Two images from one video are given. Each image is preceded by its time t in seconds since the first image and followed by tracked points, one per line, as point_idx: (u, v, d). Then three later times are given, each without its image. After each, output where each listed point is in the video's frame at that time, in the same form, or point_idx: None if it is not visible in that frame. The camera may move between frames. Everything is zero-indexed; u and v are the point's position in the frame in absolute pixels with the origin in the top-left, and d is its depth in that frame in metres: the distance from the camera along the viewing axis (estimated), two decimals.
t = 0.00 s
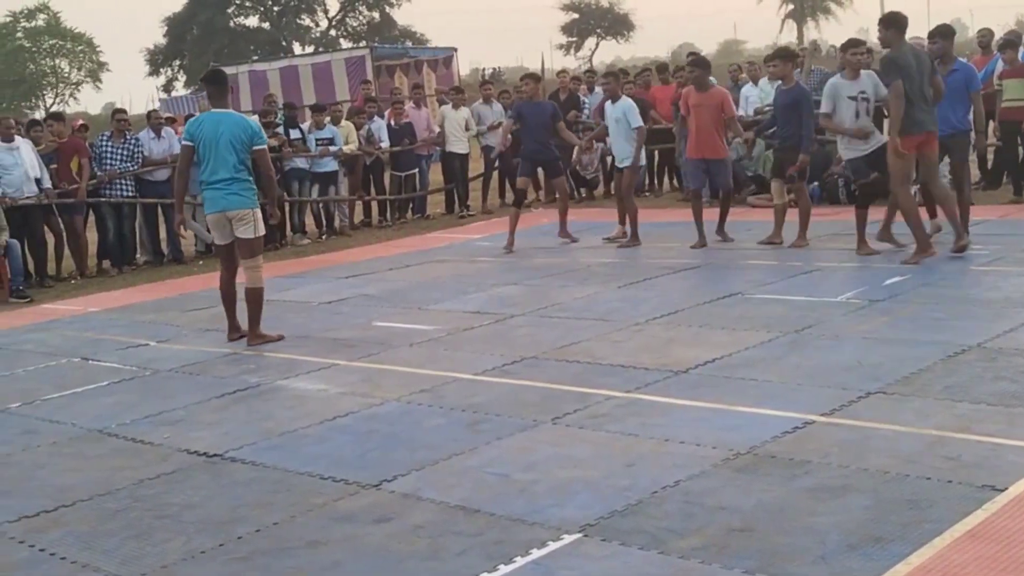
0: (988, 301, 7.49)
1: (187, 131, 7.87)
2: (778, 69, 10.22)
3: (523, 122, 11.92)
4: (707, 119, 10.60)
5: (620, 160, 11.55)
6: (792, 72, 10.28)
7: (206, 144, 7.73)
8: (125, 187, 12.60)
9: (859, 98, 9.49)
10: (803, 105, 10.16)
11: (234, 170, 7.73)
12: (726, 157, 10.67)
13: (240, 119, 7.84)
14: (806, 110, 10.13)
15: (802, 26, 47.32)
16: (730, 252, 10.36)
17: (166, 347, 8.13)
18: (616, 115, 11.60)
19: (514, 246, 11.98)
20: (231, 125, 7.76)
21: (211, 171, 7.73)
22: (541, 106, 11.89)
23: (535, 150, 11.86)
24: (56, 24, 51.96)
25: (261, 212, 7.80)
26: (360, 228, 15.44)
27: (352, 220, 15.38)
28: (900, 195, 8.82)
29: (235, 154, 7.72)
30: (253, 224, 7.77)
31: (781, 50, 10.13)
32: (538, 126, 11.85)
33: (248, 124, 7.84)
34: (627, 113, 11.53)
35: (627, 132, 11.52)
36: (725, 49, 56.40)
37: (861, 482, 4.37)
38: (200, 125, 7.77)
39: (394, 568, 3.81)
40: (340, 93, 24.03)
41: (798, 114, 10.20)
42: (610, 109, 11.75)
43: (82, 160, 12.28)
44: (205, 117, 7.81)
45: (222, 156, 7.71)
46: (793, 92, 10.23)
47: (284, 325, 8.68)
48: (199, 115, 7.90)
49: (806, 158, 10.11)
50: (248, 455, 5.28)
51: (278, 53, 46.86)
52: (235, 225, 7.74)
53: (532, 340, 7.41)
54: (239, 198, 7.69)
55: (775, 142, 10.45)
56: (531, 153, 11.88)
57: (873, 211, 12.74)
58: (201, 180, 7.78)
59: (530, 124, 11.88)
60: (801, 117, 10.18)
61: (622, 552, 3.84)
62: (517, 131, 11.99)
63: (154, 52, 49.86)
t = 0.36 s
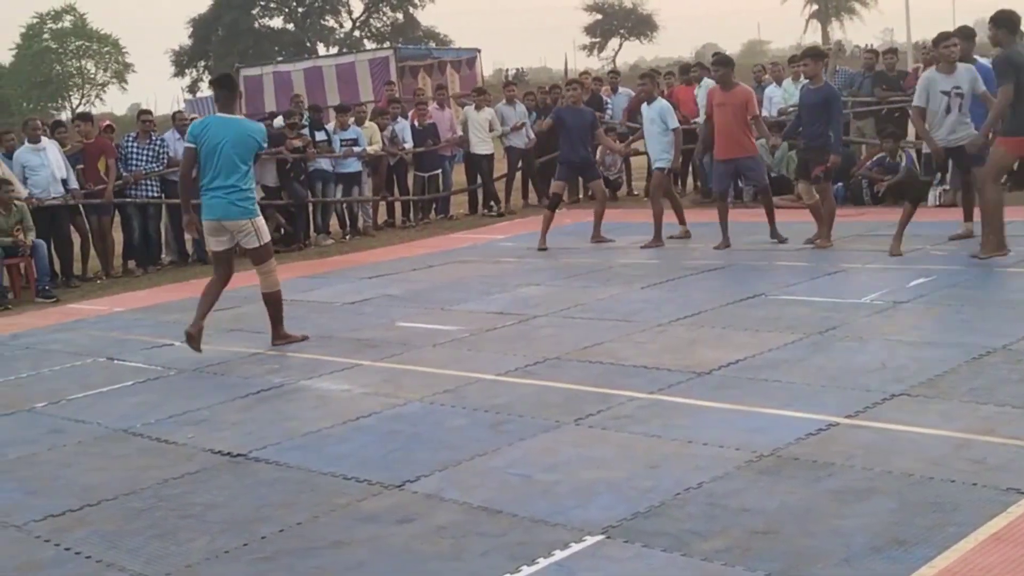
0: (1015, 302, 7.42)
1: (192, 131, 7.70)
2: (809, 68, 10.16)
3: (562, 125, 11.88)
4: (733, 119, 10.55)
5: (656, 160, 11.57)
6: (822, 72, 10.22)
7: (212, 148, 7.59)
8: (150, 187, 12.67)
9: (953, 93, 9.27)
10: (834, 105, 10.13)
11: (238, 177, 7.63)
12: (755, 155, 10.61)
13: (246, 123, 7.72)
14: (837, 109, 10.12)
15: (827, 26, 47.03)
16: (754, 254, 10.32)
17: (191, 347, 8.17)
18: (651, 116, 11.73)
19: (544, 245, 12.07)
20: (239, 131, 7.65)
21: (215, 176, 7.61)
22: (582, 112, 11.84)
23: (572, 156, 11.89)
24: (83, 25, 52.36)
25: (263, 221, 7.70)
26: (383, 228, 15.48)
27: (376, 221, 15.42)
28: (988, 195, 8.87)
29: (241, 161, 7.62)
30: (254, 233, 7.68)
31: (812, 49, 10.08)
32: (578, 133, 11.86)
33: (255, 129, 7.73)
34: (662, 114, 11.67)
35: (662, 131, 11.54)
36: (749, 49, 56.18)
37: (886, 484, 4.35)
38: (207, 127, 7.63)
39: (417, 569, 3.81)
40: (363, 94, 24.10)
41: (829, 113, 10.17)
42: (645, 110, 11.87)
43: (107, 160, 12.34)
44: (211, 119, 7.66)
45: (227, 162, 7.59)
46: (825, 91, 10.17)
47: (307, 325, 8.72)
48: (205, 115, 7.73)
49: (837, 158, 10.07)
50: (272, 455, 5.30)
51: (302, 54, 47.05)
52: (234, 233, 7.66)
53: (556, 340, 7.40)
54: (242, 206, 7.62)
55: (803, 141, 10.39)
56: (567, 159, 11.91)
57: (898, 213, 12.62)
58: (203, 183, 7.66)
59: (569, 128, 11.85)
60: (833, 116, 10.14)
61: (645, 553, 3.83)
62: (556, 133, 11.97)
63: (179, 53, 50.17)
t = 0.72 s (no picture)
0: None
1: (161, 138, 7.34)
2: (841, 69, 10.09)
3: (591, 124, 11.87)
4: (791, 119, 10.50)
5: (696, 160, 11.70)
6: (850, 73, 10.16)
7: (186, 156, 7.26)
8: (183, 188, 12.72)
9: None
10: (862, 106, 10.05)
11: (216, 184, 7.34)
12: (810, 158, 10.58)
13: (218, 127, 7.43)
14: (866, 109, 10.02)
15: (859, 28, 46.66)
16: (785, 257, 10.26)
17: (222, 348, 8.23)
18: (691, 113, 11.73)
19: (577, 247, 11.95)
20: (212, 135, 7.34)
21: (191, 184, 7.30)
22: (611, 111, 11.79)
23: (602, 156, 11.86)
24: (117, 28, 52.88)
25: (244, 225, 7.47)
26: (413, 230, 15.53)
27: (406, 222, 15.46)
28: None
29: (218, 166, 7.33)
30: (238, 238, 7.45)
31: (846, 50, 10.01)
32: (607, 133, 11.82)
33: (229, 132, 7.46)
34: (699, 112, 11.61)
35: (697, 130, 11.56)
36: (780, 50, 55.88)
37: (918, 489, 4.30)
38: (179, 133, 7.29)
39: (446, 570, 3.81)
40: (394, 96, 24.18)
41: (860, 113, 10.06)
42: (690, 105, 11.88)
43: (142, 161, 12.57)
44: (182, 125, 7.33)
45: (204, 168, 7.29)
46: (855, 93, 10.08)
47: (337, 326, 8.75)
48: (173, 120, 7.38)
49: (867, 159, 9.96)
50: (302, 455, 5.33)
51: (333, 56, 47.28)
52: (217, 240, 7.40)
53: (585, 342, 7.39)
54: (223, 213, 7.35)
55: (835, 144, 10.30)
56: (595, 159, 11.88)
57: (932, 215, 12.50)
58: (178, 192, 7.35)
59: (598, 127, 11.82)
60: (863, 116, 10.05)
61: (674, 556, 3.81)
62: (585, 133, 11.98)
63: (212, 55, 50.58)
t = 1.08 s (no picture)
0: None
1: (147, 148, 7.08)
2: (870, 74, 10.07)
3: (617, 129, 11.86)
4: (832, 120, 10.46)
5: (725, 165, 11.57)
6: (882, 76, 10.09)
7: (163, 165, 6.93)
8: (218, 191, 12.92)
9: None
10: (895, 108, 9.97)
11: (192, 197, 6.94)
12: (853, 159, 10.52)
13: (205, 143, 7.08)
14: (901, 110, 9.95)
15: (894, 31, 46.27)
16: (818, 262, 10.20)
17: (255, 349, 8.29)
18: (724, 116, 11.61)
19: (615, 252, 11.96)
20: (195, 149, 7.00)
21: (164, 193, 6.92)
22: (636, 112, 11.78)
23: (630, 160, 11.87)
24: (151, 32, 53.39)
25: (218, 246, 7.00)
26: (444, 233, 15.58)
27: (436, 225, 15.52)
28: None
29: (194, 181, 6.93)
30: (207, 259, 6.96)
31: (874, 54, 10.00)
32: (634, 135, 11.81)
33: (215, 149, 7.09)
34: (734, 114, 11.52)
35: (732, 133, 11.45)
36: (813, 54, 55.56)
37: (955, 495, 4.27)
38: (161, 143, 6.99)
39: (479, 571, 3.83)
40: (426, 99, 24.27)
41: (896, 114, 9.98)
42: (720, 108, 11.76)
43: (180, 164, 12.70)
44: (167, 135, 7.03)
45: (180, 178, 6.92)
46: (889, 95, 10.01)
47: (369, 328, 8.80)
48: (160, 133, 7.10)
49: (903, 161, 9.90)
50: (334, 455, 5.37)
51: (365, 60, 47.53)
52: (186, 257, 6.93)
53: (617, 346, 7.39)
54: (195, 228, 6.90)
55: (870, 147, 10.24)
56: (625, 162, 11.90)
57: (968, 220, 12.40)
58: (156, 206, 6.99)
59: (623, 130, 11.83)
60: (898, 118, 9.97)
61: (707, 560, 3.81)
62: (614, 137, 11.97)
63: (246, 59, 50.99)
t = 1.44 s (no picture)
0: None
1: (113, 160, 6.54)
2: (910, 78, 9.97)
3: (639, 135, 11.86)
4: (871, 124, 10.37)
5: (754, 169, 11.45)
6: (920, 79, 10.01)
7: (150, 175, 6.51)
8: (254, 195, 13.01)
9: None
10: (935, 111, 9.91)
11: (184, 204, 6.60)
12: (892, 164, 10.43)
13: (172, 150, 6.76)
14: (941, 113, 9.87)
15: (933, 35, 45.82)
16: (855, 267, 10.14)
17: (291, 351, 8.36)
18: (758, 120, 11.50)
19: (649, 256, 11.94)
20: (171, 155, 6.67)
21: (157, 203, 6.51)
22: (657, 117, 11.76)
23: (652, 165, 11.82)
24: (189, 37, 53.97)
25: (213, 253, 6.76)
26: (478, 237, 15.63)
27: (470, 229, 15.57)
28: None
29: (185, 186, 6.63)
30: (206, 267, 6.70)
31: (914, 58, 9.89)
32: (656, 140, 11.77)
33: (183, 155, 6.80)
34: (769, 118, 11.42)
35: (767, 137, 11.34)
36: (850, 57, 55.15)
37: (996, 503, 4.23)
38: (135, 152, 6.55)
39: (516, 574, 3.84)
40: (460, 104, 24.33)
41: (937, 117, 9.90)
42: (751, 113, 11.63)
43: (218, 169, 12.77)
44: (138, 143, 6.60)
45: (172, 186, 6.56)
46: (929, 98, 9.93)
47: (404, 331, 8.84)
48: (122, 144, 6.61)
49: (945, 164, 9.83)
50: (371, 457, 5.40)
51: (400, 64, 47.76)
52: (188, 268, 6.60)
53: (652, 350, 7.38)
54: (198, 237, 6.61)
55: (909, 151, 10.14)
56: (649, 168, 11.83)
57: (1008, 225, 12.26)
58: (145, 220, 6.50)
59: (644, 136, 11.81)
60: (939, 121, 9.90)
61: (745, 566, 3.79)
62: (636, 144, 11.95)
63: (282, 64, 51.41)
